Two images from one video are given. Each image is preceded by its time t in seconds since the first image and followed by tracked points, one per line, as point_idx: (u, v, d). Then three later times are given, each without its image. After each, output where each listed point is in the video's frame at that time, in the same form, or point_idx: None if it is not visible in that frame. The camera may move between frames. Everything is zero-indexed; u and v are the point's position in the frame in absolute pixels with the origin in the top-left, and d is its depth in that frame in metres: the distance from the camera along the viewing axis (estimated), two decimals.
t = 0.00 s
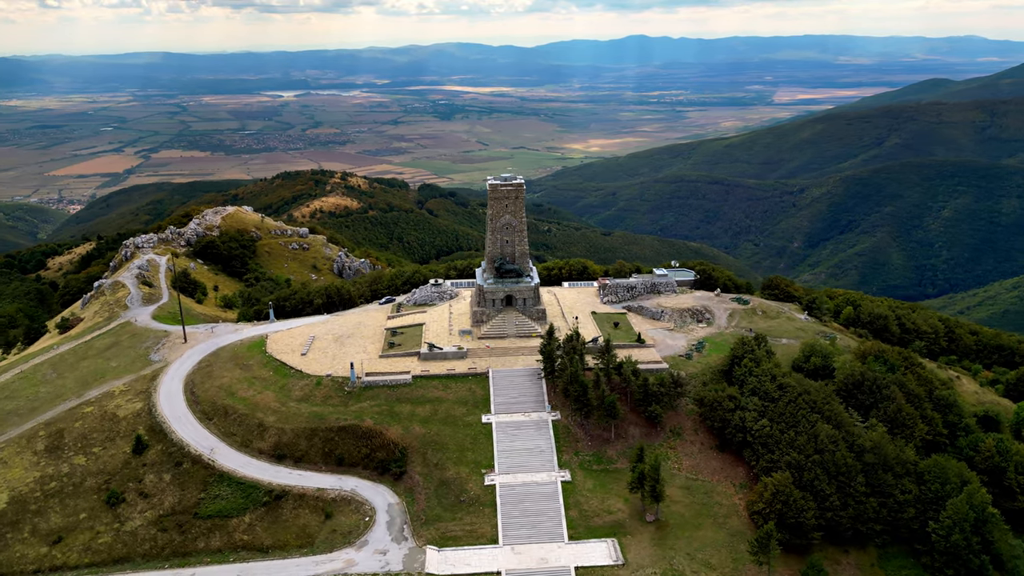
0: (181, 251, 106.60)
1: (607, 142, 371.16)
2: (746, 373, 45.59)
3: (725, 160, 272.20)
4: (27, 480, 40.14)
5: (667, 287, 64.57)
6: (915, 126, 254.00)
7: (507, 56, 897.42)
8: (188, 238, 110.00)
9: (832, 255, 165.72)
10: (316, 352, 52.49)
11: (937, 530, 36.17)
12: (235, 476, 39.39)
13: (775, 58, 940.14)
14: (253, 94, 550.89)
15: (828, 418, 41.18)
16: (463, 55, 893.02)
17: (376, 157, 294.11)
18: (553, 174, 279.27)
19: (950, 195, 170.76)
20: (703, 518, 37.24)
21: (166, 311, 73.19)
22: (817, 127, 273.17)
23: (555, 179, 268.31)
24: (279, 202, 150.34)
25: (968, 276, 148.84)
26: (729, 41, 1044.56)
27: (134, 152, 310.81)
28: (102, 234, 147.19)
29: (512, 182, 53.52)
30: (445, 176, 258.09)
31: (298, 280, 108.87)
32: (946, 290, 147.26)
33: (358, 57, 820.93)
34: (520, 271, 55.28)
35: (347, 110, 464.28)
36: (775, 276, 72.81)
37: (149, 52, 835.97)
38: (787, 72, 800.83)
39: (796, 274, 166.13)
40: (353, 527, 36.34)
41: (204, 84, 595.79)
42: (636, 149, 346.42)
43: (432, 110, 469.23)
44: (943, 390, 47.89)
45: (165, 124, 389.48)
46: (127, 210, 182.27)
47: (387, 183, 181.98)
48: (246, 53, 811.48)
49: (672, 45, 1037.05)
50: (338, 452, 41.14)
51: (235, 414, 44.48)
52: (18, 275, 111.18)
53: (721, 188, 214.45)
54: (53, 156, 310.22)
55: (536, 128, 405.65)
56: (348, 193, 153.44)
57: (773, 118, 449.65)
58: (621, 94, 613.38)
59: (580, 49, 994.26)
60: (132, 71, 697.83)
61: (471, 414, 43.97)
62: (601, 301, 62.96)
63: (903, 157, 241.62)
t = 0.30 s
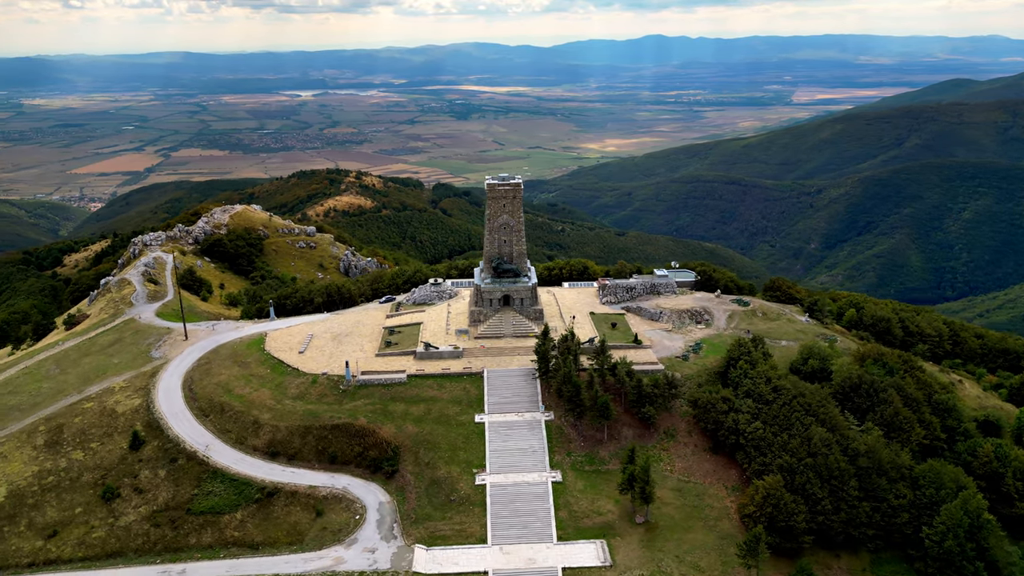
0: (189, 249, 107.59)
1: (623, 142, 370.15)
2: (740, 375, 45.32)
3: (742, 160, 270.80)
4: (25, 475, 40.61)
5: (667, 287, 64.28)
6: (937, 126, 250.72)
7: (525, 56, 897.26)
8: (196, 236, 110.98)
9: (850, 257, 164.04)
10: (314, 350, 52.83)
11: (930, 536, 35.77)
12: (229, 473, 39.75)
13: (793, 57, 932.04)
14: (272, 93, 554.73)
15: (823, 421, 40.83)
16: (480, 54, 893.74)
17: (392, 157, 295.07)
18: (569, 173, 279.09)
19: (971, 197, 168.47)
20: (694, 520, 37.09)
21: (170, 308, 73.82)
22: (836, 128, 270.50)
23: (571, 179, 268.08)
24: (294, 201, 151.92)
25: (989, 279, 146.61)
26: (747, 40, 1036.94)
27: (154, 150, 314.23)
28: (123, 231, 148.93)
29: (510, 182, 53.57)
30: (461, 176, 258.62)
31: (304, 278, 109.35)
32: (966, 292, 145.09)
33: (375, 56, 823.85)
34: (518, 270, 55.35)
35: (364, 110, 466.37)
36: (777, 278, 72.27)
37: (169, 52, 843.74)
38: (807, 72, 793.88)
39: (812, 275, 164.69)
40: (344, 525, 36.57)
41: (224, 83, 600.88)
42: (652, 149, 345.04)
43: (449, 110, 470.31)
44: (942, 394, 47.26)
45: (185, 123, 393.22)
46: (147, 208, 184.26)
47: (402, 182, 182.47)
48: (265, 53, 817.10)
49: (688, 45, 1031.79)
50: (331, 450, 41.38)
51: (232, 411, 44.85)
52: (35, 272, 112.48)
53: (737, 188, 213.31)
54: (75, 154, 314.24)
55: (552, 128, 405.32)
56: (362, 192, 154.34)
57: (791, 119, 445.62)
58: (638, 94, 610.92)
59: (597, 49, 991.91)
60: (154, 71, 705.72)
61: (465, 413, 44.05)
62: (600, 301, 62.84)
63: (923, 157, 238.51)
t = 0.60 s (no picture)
0: (196, 247, 108.45)
1: (639, 142, 368.97)
2: (736, 377, 45.05)
3: (758, 161, 269.21)
4: (24, 470, 41.16)
5: (666, 288, 64.08)
6: (957, 126, 247.32)
7: (540, 56, 896.33)
8: (203, 234, 111.85)
9: (866, 258, 162.48)
10: (312, 349, 53.15)
11: (924, 541, 35.38)
12: (223, 470, 40.09)
13: (811, 57, 923.48)
14: (288, 93, 558.66)
15: (817, 424, 40.56)
16: (496, 54, 894.31)
17: (407, 157, 295.91)
18: (584, 173, 278.78)
19: (991, 199, 166.25)
20: (685, 523, 36.98)
21: (173, 306, 74.48)
22: (854, 129, 267.96)
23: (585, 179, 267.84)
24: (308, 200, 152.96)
25: (1009, 282, 144.37)
26: (765, 40, 1029.80)
27: (173, 150, 317.46)
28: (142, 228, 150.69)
29: (507, 182, 53.64)
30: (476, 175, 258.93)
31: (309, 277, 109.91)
32: (985, 296, 143.01)
33: (392, 56, 826.45)
34: (516, 271, 55.41)
35: (380, 110, 467.86)
36: (780, 280, 71.73)
37: (189, 52, 852.23)
38: (825, 72, 786.20)
39: (828, 277, 163.21)
40: (335, 523, 36.79)
41: (242, 83, 605.37)
42: (667, 150, 344.05)
43: (464, 110, 470.96)
44: (942, 397, 46.69)
45: (204, 122, 396.73)
46: (164, 206, 185.97)
47: (416, 182, 182.92)
48: (283, 53, 822.23)
49: (705, 45, 1026.46)
50: (325, 448, 41.63)
51: (228, 408, 45.18)
52: (51, 268, 114.00)
53: (752, 189, 212.20)
54: (95, 152, 318.13)
55: (567, 128, 404.72)
56: (375, 192, 154.95)
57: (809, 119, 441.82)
58: (654, 94, 608.71)
59: (612, 49, 989.50)
60: (174, 71, 712.86)
61: (459, 413, 44.16)
62: (599, 302, 62.72)
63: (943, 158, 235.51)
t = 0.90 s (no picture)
0: (204, 245, 109.42)
1: (656, 142, 367.31)
2: (732, 380, 44.76)
3: (777, 162, 267.18)
4: (25, 463, 41.82)
5: (667, 289, 63.82)
6: (982, 127, 243.20)
7: (558, 56, 894.68)
8: (212, 233, 112.83)
9: (886, 260, 160.44)
10: (310, 347, 53.51)
11: (917, 547, 35.04)
12: (219, 466, 40.49)
13: (831, 57, 913.81)
14: (308, 92, 562.72)
15: (812, 428, 40.24)
16: (513, 54, 894.14)
17: (424, 156, 296.73)
18: (601, 173, 278.27)
19: (1014, 201, 163.32)
20: (676, 525, 36.83)
21: (178, 303, 75.29)
22: (875, 129, 264.66)
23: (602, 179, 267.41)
24: (323, 199, 154.23)
25: None
26: (784, 39, 1020.88)
27: (194, 148, 321.04)
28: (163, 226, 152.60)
29: (506, 182, 53.63)
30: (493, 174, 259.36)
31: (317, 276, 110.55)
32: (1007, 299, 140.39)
33: (410, 56, 828.80)
34: (514, 271, 55.43)
35: (399, 109, 469.61)
36: (783, 282, 71.04)
37: (210, 52, 860.94)
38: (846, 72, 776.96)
39: (847, 279, 161.38)
40: (326, 520, 37.06)
41: (262, 83, 610.82)
42: (684, 150, 342.18)
43: (482, 110, 471.40)
44: (943, 403, 46.03)
45: (225, 121, 400.86)
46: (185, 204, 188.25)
47: (430, 181, 183.41)
48: (302, 53, 827.85)
49: (723, 45, 1019.48)
50: (319, 445, 41.94)
51: (226, 405, 45.63)
52: (68, 264, 115.71)
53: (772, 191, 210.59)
54: (118, 151, 322.54)
55: (584, 128, 403.94)
56: (390, 191, 155.63)
57: (831, 120, 437.03)
58: (672, 94, 605.75)
59: (630, 49, 986.05)
60: (196, 71, 720.93)
61: (453, 412, 44.31)
62: (599, 303, 62.61)
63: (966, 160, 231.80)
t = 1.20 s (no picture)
0: (213, 243, 110.36)
1: (673, 142, 365.76)
2: (728, 382, 44.54)
3: (795, 163, 265.10)
4: (27, 457, 42.47)
5: (668, 291, 63.58)
6: (1006, 128, 239.36)
7: (576, 56, 892.91)
8: (220, 231, 113.86)
9: (905, 263, 158.51)
10: (310, 345, 53.92)
11: (912, 553, 34.62)
12: (215, 462, 40.92)
13: (850, 57, 904.75)
14: (327, 92, 566.06)
15: (807, 431, 39.96)
16: (531, 54, 893.81)
17: (441, 156, 297.44)
18: (617, 173, 277.70)
19: None
20: (667, 527, 36.70)
21: (184, 300, 76.09)
22: (896, 130, 261.50)
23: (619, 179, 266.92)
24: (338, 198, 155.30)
25: None
26: (803, 39, 1011.74)
27: (214, 147, 324.22)
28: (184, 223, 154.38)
29: (506, 182, 53.67)
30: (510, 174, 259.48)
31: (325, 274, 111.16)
32: None
33: (428, 56, 830.97)
34: (513, 270, 55.46)
35: (416, 109, 471.22)
36: (786, 284, 70.60)
37: (230, 52, 868.38)
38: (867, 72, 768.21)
39: (866, 281, 159.72)
40: (319, 517, 37.35)
41: (282, 83, 615.58)
42: (701, 150, 340.38)
43: (499, 110, 471.77)
44: (943, 407, 45.47)
45: (245, 121, 404.50)
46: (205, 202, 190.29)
47: (445, 181, 183.78)
48: (321, 53, 833.03)
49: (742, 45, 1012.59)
50: (315, 443, 42.28)
51: (224, 402, 46.07)
52: (85, 261, 117.31)
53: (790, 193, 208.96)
54: (140, 150, 326.58)
55: (601, 129, 403.12)
56: (404, 190, 156.32)
57: (851, 120, 432.41)
58: (691, 94, 602.34)
59: (648, 49, 982.69)
60: (218, 71, 728.22)
61: (448, 411, 44.44)
62: (599, 303, 62.45)
63: (989, 161, 228.45)
